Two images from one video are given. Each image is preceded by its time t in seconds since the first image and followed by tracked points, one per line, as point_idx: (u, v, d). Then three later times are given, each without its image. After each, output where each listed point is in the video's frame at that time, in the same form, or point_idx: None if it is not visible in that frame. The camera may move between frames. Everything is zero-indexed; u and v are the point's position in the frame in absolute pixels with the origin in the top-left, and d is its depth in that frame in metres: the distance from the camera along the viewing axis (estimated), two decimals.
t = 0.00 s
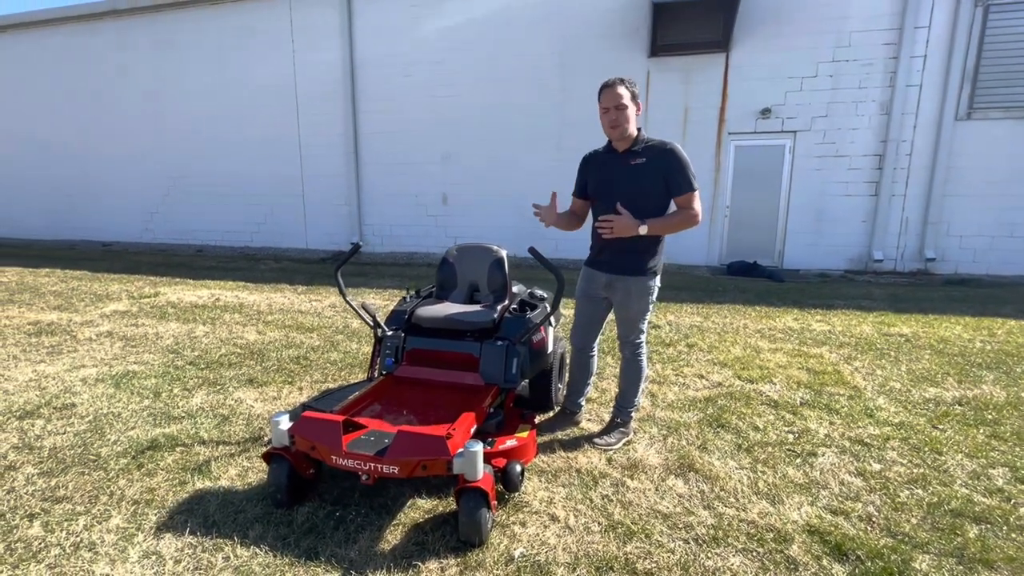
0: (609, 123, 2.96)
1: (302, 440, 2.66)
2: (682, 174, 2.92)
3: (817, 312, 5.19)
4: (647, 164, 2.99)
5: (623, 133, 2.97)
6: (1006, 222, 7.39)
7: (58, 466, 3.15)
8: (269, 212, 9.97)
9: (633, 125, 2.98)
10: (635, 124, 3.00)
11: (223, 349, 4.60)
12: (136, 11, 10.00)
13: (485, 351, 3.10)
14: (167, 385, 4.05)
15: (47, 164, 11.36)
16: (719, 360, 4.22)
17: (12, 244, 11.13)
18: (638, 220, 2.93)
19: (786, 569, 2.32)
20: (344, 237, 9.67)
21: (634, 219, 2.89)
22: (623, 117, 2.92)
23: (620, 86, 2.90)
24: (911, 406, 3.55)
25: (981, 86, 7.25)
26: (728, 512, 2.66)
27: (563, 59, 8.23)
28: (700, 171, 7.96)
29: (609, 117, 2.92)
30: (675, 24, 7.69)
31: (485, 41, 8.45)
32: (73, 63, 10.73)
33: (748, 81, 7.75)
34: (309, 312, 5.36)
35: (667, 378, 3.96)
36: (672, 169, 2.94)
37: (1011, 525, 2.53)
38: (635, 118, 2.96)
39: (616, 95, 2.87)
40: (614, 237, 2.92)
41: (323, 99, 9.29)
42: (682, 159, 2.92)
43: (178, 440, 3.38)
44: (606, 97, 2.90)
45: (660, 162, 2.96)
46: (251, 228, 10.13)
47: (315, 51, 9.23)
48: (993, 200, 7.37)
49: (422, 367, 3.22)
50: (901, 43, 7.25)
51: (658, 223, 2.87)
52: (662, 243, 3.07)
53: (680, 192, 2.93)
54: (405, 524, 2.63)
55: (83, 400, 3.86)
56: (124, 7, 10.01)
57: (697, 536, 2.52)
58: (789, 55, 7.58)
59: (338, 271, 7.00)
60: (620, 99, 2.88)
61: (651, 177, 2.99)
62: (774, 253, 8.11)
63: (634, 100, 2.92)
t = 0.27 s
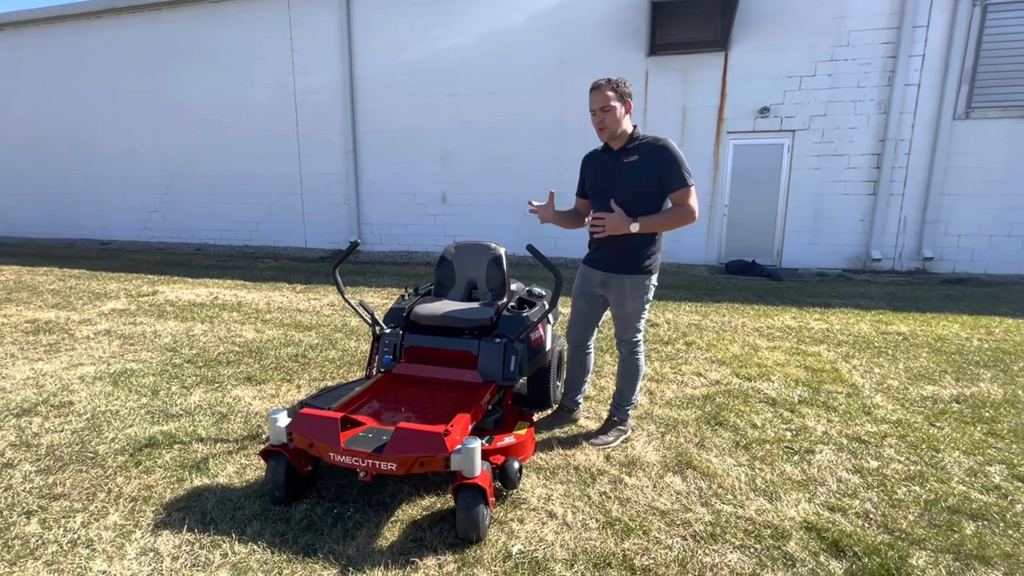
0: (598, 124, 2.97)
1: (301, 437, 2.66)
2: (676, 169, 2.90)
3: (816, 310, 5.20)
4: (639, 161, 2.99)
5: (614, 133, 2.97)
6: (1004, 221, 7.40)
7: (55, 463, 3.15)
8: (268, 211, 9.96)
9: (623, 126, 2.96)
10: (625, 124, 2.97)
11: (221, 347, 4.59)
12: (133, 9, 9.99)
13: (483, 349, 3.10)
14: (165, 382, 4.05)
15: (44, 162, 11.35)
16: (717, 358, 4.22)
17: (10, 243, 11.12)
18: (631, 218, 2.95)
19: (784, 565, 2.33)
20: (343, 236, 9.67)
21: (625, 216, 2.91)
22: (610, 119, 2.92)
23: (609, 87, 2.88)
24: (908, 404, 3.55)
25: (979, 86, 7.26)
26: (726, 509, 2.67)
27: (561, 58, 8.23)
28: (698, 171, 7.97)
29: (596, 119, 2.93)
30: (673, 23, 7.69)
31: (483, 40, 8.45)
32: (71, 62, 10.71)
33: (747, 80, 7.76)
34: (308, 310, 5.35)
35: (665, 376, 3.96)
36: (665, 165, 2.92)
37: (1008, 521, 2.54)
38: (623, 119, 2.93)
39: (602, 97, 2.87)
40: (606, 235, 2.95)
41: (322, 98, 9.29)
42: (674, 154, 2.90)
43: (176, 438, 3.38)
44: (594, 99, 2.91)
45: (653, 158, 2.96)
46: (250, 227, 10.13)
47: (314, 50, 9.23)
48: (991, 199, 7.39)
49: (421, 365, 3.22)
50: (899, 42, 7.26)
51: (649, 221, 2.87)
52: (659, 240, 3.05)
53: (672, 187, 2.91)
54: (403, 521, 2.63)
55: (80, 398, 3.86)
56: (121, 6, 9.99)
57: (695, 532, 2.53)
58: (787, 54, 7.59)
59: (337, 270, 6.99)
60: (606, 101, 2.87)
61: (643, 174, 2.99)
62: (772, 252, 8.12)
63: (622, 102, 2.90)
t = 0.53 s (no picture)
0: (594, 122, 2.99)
1: (298, 435, 2.66)
2: (670, 166, 2.90)
3: (812, 309, 5.21)
4: (634, 159, 3.00)
5: (610, 131, 2.99)
6: (998, 221, 7.44)
7: (51, 461, 3.14)
8: (264, 210, 9.94)
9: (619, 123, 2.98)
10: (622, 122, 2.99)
11: (217, 345, 4.58)
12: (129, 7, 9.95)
13: (481, 346, 3.10)
14: (161, 381, 4.04)
15: (39, 160, 11.29)
16: (714, 356, 4.24)
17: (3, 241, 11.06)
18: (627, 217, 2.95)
19: (781, 561, 2.34)
20: (339, 235, 9.65)
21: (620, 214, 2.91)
22: (606, 117, 2.93)
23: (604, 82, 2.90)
24: (904, 401, 3.57)
25: (974, 85, 7.30)
26: (723, 505, 2.68)
27: (558, 57, 8.23)
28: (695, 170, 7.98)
29: (592, 117, 2.96)
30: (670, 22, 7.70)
31: (480, 39, 8.45)
32: (65, 59, 10.66)
33: (743, 79, 7.78)
34: (305, 308, 5.34)
35: (663, 373, 3.97)
36: (659, 162, 2.93)
37: (1002, 517, 2.56)
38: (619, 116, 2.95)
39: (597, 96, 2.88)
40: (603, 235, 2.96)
41: (319, 97, 9.27)
42: (669, 151, 2.90)
43: (172, 436, 3.37)
44: (590, 97, 2.93)
45: (648, 156, 2.96)
46: (246, 226, 10.10)
47: (310, 48, 9.21)
48: (985, 199, 7.43)
49: (418, 363, 3.22)
50: (894, 42, 7.30)
51: (645, 219, 2.88)
52: (655, 238, 3.06)
53: (667, 185, 2.90)
54: (401, 518, 2.62)
55: (76, 396, 3.84)
56: (116, 3, 9.95)
57: (692, 529, 2.53)
58: (783, 53, 7.61)
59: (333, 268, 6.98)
60: (601, 99, 2.89)
61: (639, 173, 2.99)
62: (768, 251, 8.15)
63: (618, 99, 2.91)
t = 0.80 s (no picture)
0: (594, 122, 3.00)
1: (297, 435, 2.66)
2: (670, 167, 2.92)
3: (806, 307, 5.25)
4: (634, 159, 3.01)
5: (610, 131, 3.01)
6: (988, 220, 7.52)
7: (46, 462, 3.12)
8: (258, 208, 9.90)
9: (620, 123, 3.00)
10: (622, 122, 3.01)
11: (213, 344, 4.56)
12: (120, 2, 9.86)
13: (479, 345, 3.11)
14: (157, 380, 4.02)
15: (29, 157, 11.18)
16: (710, 355, 4.26)
17: None
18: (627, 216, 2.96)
19: (777, 557, 2.37)
20: (334, 233, 9.63)
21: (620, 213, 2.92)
22: (608, 117, 2.95)
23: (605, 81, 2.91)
24: (897, 399, 3.61)
25: (966, 86, 7.37)
26: (720, 503, 2.70)
27: (553, 56, 8.24)
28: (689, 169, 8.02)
29: (593, 117, 2.97)
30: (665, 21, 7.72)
31: (475, 37, 8.44)
32: (55, 55, 10.55)
33: (738, 79, 7.81)
34: (300, 307, 5.33)
35: (659, 372, 3.99)
36: (659, 163, 2.95)
37: (994, 512, 2.60)
38: (621, 116, 2.97)
39: (599, 96, 2.89)
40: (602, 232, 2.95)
41: (314, 95, 9.23)
42: (669, 153, 2.92)
43: (169, 435, 3.35)
44: (592, 97, 2.93)
45: (648, 156, 2.97)
46: (240, 224, 10.06)
47: (304, 46, 9.17)
48: (975, 198, 7.51)
49: (416, 361, 3.22)
50: (887, 42, 7.35)
51: (645, 219, 2.89)
52: (652, 238, 3.08)
53: (667, 186, 2.93)
54: (401, 517, 2.63)
55: (70, 396, 3.82)
56: None
57: (690, 526, 2.56)
58: (777, 53, 7.65)
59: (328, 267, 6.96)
60: (603, 100, 2.90)
61: (638, 173, 3.00)
62: (763, 250, 8.19)
63: (620, 99, 2.93)
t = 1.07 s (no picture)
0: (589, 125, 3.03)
1: (296, 434, 2.65)
2: (669, 168, 2.97)
3: (798, 306, 5.30)
4: (634, 159, 3.02)
5: (605, 134, 3.03)
6: (975, 220, 7.62)
7: (39, 463, 3.09)
8: (249, 206, 9.83)
9: (615, 126, 3.02)
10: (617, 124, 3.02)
11: (207, 344, 4.53)
12: None
13: (477, 344, 3.12)
14: (150, 380, 3.99)
15: (15, 154, 11.03)
16: (704, 353, 4.29)
17: None
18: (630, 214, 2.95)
19: (774, 552, 2.40)
20: (326, 231, 9.59)
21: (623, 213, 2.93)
22: (602, 120, 2.97)
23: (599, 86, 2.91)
24: (888, 396, 3.66)
25: (954, 87, 7.45)
26: (717, 499, 2.73)
27: (546, 55, 8.25)
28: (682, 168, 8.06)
29: (587, 121, 3.00)
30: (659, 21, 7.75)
31: (469, 36, 8.43)
32: (42, 51, 10.41)
33: (730, 79, 7.86)
34: (294, 306, 5.31)
35: (654, 370, 4.02)
36: (659, 163, 2.98)
37: (984, 507, 2.65)
38: (615, 120, 2.99)
39: (591, 101, 2.92)
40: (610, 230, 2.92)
41: (306, 92, 9.18)
42: (668, 153, 2.97)
43: (164, 436, 3.33)
44: (585, 101, 2.95)
45: (648, 156, 3.00)
46: (232, 223, 9.99)
47: (296, 44, 9.12)
48: (963, 198, 7.61)
49: (414, 361, 3.23)
50: (877, 44, 7.42)
51: (649, 217, 2.91)
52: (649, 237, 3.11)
53: (666, 186, 2.97)
54: (400, 516, 2.64)
55: (62, 396, 3.78)
56: None
57: (688, 522, 2.58)
58: (769, 53, 7.70)
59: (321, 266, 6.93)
60: (596, 104, 2.92)
61: (638, 172, 3.02)
62: (755, 249, 8.26)
63: (614, 103, 2.94)
